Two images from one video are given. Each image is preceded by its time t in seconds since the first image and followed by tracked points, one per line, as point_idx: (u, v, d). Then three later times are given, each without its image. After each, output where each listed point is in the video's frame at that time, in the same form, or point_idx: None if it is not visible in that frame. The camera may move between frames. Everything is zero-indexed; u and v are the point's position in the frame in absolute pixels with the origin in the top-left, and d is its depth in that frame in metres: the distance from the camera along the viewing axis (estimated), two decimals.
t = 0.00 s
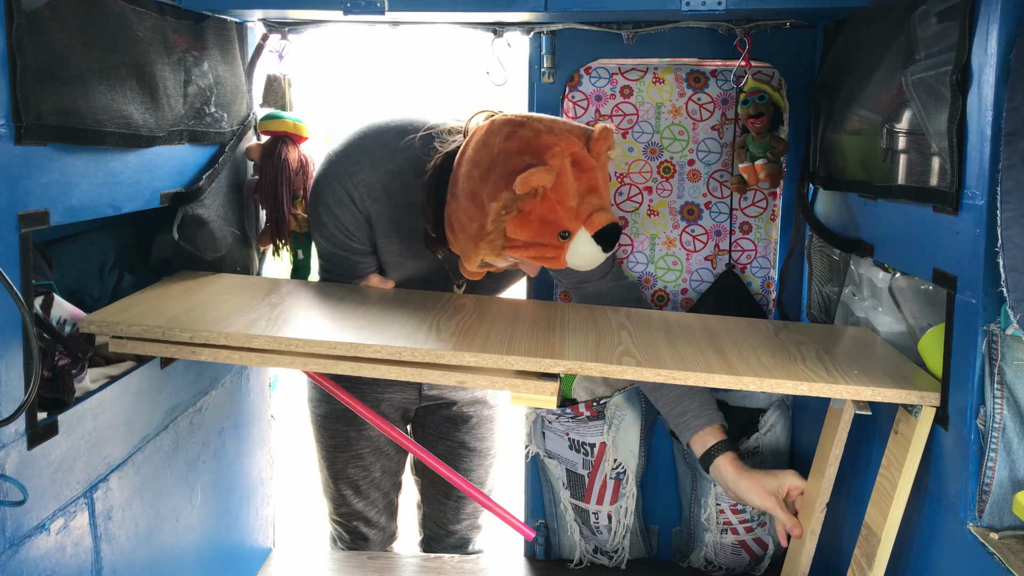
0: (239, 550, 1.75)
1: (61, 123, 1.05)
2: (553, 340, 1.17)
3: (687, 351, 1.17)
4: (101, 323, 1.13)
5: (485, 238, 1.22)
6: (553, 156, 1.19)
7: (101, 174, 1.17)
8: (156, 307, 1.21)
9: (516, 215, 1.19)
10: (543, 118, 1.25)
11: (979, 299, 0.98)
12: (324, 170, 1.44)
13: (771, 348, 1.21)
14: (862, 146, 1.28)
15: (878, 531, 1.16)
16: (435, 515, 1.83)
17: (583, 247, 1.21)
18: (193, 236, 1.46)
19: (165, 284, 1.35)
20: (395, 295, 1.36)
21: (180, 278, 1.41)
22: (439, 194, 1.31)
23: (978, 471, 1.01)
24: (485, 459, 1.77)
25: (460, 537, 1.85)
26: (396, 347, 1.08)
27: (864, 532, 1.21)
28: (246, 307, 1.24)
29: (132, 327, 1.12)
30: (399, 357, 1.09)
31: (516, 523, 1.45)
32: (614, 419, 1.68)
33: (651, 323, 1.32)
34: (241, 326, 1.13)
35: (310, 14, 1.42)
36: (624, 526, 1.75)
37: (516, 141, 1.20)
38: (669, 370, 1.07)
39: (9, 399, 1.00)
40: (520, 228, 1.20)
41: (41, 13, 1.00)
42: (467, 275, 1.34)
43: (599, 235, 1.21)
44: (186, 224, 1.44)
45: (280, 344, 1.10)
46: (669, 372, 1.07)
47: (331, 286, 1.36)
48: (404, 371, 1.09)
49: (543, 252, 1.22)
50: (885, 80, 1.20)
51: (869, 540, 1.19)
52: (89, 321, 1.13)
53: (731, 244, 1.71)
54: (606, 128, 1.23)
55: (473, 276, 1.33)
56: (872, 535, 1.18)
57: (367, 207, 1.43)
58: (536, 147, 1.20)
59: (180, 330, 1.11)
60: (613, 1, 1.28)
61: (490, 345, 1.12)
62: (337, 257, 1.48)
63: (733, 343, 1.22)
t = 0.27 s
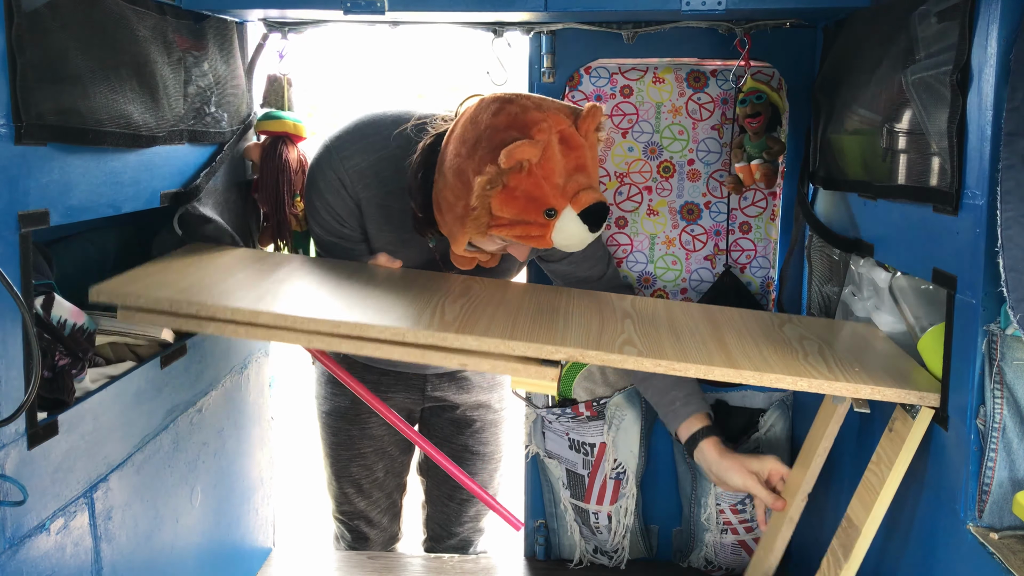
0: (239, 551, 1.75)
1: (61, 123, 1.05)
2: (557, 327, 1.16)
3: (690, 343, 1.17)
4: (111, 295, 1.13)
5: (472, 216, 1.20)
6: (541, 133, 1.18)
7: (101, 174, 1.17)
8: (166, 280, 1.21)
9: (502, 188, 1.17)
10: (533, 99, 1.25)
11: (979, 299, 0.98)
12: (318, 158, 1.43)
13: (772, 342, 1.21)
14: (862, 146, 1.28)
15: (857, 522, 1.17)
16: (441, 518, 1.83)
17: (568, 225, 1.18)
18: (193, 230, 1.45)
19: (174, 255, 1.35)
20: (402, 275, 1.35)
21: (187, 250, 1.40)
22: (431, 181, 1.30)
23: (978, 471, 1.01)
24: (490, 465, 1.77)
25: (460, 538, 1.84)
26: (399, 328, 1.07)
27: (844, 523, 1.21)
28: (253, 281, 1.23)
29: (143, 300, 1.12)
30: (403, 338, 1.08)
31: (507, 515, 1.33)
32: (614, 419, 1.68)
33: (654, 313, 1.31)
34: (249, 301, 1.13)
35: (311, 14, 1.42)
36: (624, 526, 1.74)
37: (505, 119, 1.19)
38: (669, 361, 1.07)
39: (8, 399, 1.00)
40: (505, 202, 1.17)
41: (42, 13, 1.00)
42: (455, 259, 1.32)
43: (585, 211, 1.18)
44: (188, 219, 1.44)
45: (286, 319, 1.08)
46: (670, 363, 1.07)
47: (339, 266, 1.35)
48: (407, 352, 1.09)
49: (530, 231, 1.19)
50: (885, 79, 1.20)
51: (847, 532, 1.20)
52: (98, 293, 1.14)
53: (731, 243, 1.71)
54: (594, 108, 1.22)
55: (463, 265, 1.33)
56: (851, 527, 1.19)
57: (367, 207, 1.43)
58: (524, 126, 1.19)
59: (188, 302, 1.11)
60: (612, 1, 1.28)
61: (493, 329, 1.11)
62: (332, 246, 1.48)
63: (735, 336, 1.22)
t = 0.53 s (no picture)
0: (239, 551, 1.75)
1: (61, 123, 1.05)
2: (557, 318, 1.16)
3: (690, 338, 1.16)
4: (108, 265, 1.11)
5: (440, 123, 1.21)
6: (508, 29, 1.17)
7: (101, 174, 1.17)
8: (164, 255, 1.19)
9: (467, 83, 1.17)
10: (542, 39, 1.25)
11: (979, 299, 0.98)
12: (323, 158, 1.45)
13: (770, 342, 1.22)
14: (862, 146, 1.28)
15: (872, 531, 1.16)
16: (443, 520, 1.82)
17: (525, 107, 1.11)
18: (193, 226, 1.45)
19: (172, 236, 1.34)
20: (401, 267, 1.34)
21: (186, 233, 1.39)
22: (427, 176, 1.32)
23: (978, 471, 1.01)
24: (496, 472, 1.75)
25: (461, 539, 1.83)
26: (401, 309, 1.05)
27: (858, 532, 1.20)
28: (250, 262, 1.22)
29: (138, 273, 1.10)
30: (403, 320, 1.07)
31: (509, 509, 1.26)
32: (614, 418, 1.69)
33: (654, 311, 1.31)
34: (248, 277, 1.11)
35: (311, 14, 1.42)
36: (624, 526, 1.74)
37: (476, 16, 1.19)
38: (672, 352, 1.07)
39: (8, 399, 1.00)
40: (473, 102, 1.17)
41: (41, 13, 1.00)
42: (457, 249, 1.32)
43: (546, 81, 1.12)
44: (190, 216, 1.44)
45: (283, 297, 1.06)
46: (672, 354, 1.07)
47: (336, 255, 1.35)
48: (406, 335, 1.09)
49: (489, 120, 1.14)
50: (885, 79, 1.20)
51: (863, 542, 1.18)
52: (95, 263, 1.12)
53: (731, 243, 1.71)
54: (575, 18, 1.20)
55: (465, 258, 1.31)
56: (866, 536, 1.18)
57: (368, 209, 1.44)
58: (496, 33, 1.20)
59: (187, 276, 1.08)
60: (612, 1, 1.28)
61: (495, 316, 1.10)
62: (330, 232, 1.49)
63: (734, 336, 1.22)
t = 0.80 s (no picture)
0: (239, 551, 1.75)
1: (61, 123, 1.05)
2: (556, 318, 1.15)
3: (691, 338, 1.16)
4: (99, 261, 1.08)
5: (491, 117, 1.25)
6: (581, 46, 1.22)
7: (101, 174, 1.17)
8: (150, 253, 1.16)
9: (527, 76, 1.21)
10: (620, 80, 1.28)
11: (979, 299, 0.98)
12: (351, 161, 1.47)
13: (770, 342, 1.21)
14: (862, 146, 1.28)
15: (875, 533, 1.16)
16: (441, 519, 1.81)
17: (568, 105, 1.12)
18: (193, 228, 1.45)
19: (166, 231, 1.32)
20: (396, 261, 1.32)
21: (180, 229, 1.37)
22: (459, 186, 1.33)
23: (978, 471, 1.01)
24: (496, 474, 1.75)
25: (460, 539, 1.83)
26: (400, 308, 1.04)
27: (861, 533, 1.20)
28: (243, 259, 1.20)
29: (131, 269, 1.07)
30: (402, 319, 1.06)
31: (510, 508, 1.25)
32: (614, 418, 1.70)
33: (651, 310, 1.31)
34: (244, 275, 1.09)
35: (311, 14, 1.42)
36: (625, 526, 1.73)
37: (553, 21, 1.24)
38: (673, 352, 1.07)
39: (8, 399, 1.00)
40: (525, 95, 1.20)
41: (41, 13, 1.00)
42: (469, 256, 1.33)
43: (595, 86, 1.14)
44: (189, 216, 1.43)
45: (281, 296, 1.05)
46: (674, 354, 1.06)
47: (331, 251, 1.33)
48: (405, 334, 1.08)
49: (532, 113, 1.18)
50: (885, 79, 1.20)
51: (866, 542, 1.18)
52: (85, 258, 1.08)
53: (731, 243, 1.72)
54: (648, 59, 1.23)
55: (474, 265, 1.32)
56: (870, 537, 1.18)
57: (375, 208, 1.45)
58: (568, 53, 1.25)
59: (178, 274, 1.06)
60: (612, 1, 1.28)
61: (494, 316, 1.09)
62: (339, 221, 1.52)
63: (734, 336, 1.22)
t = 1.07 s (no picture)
0: (239, 551, 1.75)
1: (61, 123, 1.05)
2: (554, 322, 1.16)
3: (689, 341, 1.16)
4: (91, 275, 1.08)
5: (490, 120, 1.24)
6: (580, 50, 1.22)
7: (101, 174, 1.17)
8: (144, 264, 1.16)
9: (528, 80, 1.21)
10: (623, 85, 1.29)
11: (979, 299, 0.98)
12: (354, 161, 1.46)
13: (770, 344, 1.22)
14: (862, 146, 1.28)
15: (875, 533, 1.16)
16: (441, 520, 1.81)
17: (565, 111, 1.12)
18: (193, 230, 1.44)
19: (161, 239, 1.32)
20: (389, 270, 1.33)
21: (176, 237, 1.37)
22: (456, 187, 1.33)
23: (978, 471, 1.01)
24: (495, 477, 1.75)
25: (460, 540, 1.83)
26: (398, 317, 1.05)
27: (861, 534, 1.20)
28: (241, 268, 1.21)
29: (122, 282, 1.08)
30: (400, 328, 1.06)
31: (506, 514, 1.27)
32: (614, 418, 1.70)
33: (652, 314, 1.31)
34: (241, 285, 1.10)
35: (312, 14, 1.42)
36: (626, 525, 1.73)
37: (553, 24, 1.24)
38: (673, 357, 1.06)
39: (8, 399, 1.00)
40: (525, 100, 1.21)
41: (42, 13, 1.00)
42: (469, 260, 1.33)
43: (593, 92, 1.14)
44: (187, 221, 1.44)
45: (276, 306, 1.06)
46: (673, 358, 1.06)
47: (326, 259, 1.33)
48: (402, 342, 1.08)
49: (531, 117, 1.17)
50: (885, 79, 1.20)
51: (867, 543, 1.19)
52: (77, 273, 1.09)
53: (731, 243, 1.72)
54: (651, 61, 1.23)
55: (474, 269, 1.32)
56: (870, 537, 1.18)
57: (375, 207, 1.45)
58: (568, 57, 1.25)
59: (172, 286, 1.06)
60: (612, 1, 1.28)
61: (492, 322, 1.10)
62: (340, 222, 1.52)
63: (733, 338, 1.22)
